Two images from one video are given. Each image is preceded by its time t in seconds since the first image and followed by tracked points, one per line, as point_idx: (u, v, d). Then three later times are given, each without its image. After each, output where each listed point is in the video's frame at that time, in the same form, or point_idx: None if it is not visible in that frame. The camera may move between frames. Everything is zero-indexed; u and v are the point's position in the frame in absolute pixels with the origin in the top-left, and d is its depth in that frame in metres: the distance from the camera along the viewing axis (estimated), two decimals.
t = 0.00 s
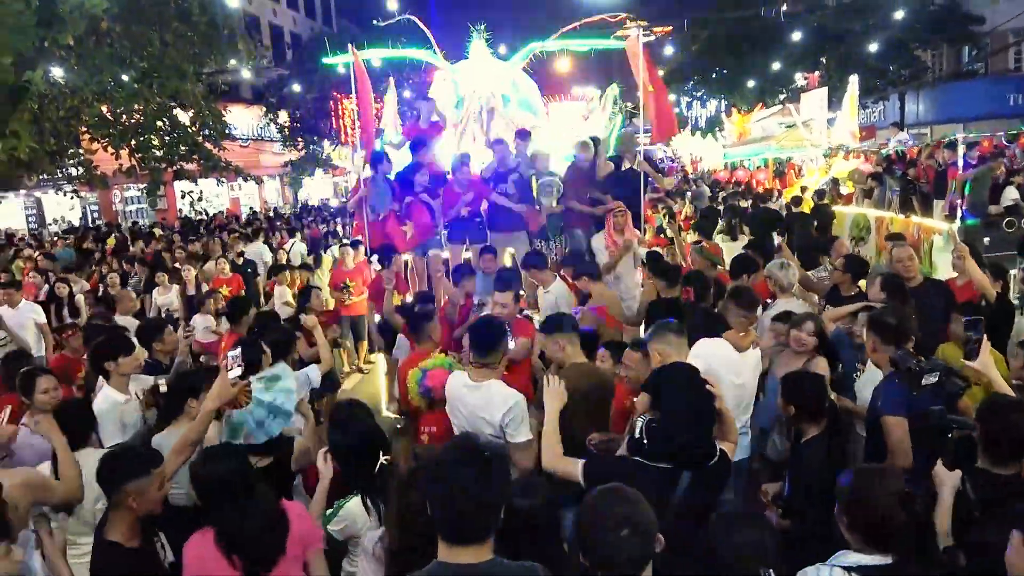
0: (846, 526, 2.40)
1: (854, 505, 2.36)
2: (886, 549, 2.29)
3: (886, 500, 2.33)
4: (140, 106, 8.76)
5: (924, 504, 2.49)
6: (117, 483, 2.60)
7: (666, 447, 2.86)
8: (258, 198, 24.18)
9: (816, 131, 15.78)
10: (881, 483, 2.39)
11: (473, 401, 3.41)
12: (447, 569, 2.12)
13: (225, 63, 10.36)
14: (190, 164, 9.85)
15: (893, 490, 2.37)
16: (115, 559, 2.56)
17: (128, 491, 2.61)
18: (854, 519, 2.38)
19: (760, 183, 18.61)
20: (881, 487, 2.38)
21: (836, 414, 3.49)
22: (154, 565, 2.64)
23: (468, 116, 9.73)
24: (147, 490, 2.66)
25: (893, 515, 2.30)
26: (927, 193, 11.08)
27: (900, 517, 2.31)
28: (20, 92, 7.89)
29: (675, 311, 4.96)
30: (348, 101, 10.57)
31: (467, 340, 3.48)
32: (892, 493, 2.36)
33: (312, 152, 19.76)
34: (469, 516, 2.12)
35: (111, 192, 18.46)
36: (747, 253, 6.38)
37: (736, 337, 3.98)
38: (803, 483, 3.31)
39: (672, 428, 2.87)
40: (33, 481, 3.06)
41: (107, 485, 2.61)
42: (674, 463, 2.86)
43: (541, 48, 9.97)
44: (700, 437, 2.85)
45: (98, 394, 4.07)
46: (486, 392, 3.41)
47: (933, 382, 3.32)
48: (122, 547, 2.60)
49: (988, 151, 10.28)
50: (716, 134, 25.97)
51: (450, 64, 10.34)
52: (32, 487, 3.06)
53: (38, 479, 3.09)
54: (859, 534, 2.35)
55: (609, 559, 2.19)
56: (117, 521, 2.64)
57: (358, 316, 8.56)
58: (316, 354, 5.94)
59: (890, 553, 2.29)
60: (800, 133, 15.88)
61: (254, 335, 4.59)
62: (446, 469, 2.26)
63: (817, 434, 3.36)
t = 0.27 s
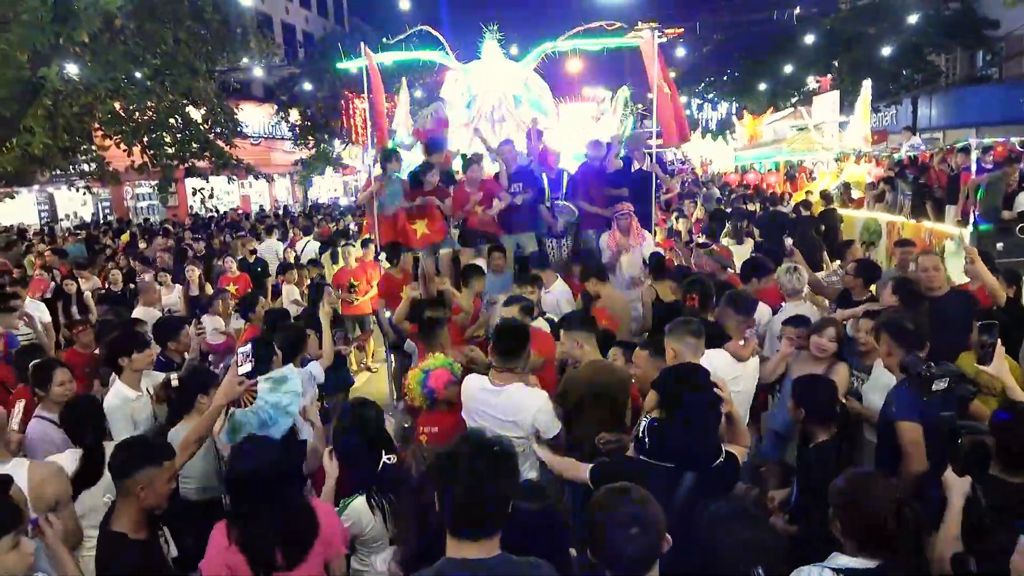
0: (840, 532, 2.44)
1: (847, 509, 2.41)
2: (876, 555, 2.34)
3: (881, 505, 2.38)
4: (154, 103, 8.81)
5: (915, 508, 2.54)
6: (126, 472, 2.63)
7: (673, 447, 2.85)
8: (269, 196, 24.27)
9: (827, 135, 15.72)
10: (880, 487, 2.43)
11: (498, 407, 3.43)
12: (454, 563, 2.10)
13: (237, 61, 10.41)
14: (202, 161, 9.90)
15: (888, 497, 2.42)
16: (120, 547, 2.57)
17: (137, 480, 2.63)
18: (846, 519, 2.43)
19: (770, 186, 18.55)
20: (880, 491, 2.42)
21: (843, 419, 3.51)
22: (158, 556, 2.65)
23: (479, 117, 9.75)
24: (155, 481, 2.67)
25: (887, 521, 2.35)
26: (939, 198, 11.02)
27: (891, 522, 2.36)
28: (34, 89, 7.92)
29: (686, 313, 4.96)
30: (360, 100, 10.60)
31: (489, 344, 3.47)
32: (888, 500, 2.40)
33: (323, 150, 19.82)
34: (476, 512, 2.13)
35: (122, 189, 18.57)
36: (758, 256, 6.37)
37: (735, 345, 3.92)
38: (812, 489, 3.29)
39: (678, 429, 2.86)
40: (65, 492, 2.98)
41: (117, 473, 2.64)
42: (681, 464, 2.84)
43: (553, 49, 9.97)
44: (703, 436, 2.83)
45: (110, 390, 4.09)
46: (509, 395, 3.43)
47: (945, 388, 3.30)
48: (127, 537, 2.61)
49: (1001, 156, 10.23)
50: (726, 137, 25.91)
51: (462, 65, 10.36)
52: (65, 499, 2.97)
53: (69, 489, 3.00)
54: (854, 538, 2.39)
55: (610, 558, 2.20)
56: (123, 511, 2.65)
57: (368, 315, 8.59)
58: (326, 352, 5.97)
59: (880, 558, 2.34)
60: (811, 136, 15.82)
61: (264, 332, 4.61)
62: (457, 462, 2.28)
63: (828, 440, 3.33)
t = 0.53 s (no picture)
0: (836, 536, 2.42)
1: (843, 511, 2.39)
2: (876, 557, 2.32)
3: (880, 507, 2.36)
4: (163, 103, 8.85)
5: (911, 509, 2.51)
6: (112, 472, 2.64)
7: (661, 447, 2.93)
8: (277, 195, 24.36)
9: (837, 136, 15.64)
10: (878, 489, 2.41)
11: (516, 409, 3.39)
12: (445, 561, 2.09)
13: (246, 61, 10.45)
14: (210, 161, 9.94)
15: (884, 497, 2.40)
16: (114, 546, 2.61)
17: (121, 479, 2.64)
18: (844, 523, 2.39)
19: (779, 187, 18.48)
20: (878, 493, 2.40)
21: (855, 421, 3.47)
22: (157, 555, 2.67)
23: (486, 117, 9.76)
24: (140, 481, 2.65)
25: (888, 523, 2.33)
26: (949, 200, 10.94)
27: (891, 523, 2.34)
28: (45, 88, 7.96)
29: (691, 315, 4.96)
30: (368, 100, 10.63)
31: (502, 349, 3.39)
32: (883, 500, 2.38)
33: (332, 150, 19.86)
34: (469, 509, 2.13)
35: (132, 188, 18.69)
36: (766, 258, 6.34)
37: (729, 355, 3.84)
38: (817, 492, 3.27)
39: (667, 430, 2.95)
40: (89, 488, 3.08)
41: (105, 473, 2.66)
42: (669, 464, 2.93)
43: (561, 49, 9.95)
44: (693, 438, 2.92)
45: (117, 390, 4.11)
46: (526, 396, 3.40)
47: (948, 395, 3.29)
48: (122, 535, 2.65)
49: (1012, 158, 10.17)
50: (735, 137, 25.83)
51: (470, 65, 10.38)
52: (87, 495, 3.07)
53: (91, 484, 3.10)
54: (852, 541, 2.36)
55: (610, 559, 2.19)
56: (116, 511, 2.67)
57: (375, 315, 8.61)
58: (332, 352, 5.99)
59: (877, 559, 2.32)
60: (821, 137, 15.74)
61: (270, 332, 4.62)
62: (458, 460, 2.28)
63: (836, 442, 3.31)
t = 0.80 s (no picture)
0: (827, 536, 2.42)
1: (835, 513, 2.38)
2: (867, 557, 2.31)
3: (870, 508, 2.34)
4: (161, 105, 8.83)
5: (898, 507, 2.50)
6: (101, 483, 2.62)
7: (652, 448, 2.92)
8: (276, 197, 24.35)
9: (836, 136, 15.63)
10: (867, 488, 2.40)
11: (515, 411, 3.36)
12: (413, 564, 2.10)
13: (244, 63, 10.43)
14: (209, 162, 9.93)
15: (875, 497, 2.39)
16: (107, 557, 2.58)
17: (107, 490, 2.61)
18: (834, 523, 2.39)
19: (777, 187, 18.47)
20: (868, 492, 2.39)
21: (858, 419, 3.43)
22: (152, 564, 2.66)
23: (484, 117, 9.75)
24: (126, 490, 2.63)
25: (880, 526, 2.31)
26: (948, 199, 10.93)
27: (883, 524, 2.33)
28: (43, 90, 7.93)
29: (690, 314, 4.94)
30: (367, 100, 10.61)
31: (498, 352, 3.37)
32: (875, 501, 2.37)
33: (330, 152, 19.86)
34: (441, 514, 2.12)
35: (131, 190, 18.69)
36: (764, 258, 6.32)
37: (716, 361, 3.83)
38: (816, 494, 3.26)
39: (658, 431, 2.93)
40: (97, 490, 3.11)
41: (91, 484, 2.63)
42: (661, 466, 2.91)
43: (559, 49, 9.93)
44: (681, 439, 2.90)
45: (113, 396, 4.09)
46: (525, 398, 3.38)
47: (941, 397, 3.27)
48: (114, 546, 2.62)
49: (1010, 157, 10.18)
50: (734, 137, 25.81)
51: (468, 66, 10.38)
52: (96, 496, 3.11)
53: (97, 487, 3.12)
54: (844, 542, 2.35)
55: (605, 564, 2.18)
56: (108, 523, 2.65)
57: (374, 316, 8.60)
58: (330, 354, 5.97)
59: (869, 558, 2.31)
60: (819, 137, 15.73)
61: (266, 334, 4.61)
62: (448, 463, 2.27)
63: (835, 442, 3.30)
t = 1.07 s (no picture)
0: (804, 535, 2.43)
1: (812, 512, 2.39)
2: (846, 552, 2.33)
3: (845, 505, 2.36)
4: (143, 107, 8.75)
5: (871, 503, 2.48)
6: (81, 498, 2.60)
7: (638, 448, 2.93)
8: (260, 199, 24.22)
9: (818, 135, 15.75)
10: (844, 486, 2.42)
11: (502, 412, 3.37)
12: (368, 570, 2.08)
13: (228, 64, 10.37)
14: (192, 165, 9.86)
15: (852, 495, 2.40)
16: (90, 567, 2.56)
17: (87, 505, 2.60)
18: (811, 519, 2.40)
19: (761, 186, 18.59)
20: (845, 490, 2.41)
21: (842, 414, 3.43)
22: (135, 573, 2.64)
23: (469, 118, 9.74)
24: (106, 505, 2.62)
25: (856, 524, 2.33)
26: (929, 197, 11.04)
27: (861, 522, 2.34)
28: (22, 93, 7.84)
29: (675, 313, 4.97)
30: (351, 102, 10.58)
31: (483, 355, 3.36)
32: (852, 499, 2.38)
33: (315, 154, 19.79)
34: (392, 518, 2.08)
35: (113, 193, 18.53)
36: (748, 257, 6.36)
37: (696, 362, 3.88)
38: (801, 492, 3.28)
39: (646, 432, 2.93)
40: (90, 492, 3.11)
41: (68, 499, 2.61)
42: (647, 465, 2.92)
43: (542, 50, 9.92)
44: (668, 439, 2.92)
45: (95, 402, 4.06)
46: (511, 398, 3.39)
47: (917, 396, 3.29)
48: (98, 558, 2.60)
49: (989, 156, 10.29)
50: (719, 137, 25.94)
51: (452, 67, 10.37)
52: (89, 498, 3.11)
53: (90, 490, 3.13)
54: (823, 538, 2.37)
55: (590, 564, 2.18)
56: (88, 535, 2.64)
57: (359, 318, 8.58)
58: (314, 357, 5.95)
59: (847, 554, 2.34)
60: (803, 136, 15.84)
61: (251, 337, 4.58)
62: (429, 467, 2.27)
63: (820, 438, 3.33)
